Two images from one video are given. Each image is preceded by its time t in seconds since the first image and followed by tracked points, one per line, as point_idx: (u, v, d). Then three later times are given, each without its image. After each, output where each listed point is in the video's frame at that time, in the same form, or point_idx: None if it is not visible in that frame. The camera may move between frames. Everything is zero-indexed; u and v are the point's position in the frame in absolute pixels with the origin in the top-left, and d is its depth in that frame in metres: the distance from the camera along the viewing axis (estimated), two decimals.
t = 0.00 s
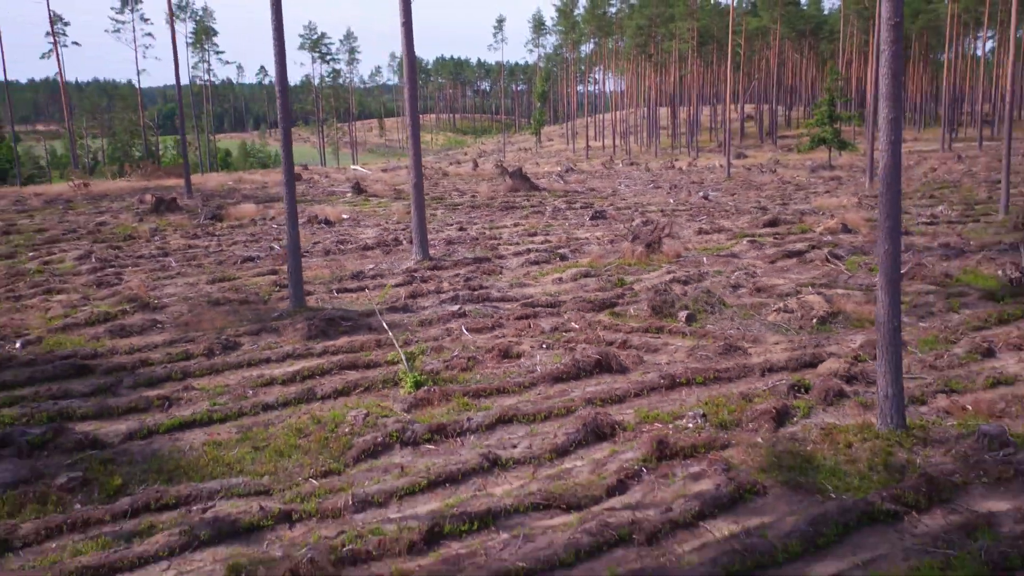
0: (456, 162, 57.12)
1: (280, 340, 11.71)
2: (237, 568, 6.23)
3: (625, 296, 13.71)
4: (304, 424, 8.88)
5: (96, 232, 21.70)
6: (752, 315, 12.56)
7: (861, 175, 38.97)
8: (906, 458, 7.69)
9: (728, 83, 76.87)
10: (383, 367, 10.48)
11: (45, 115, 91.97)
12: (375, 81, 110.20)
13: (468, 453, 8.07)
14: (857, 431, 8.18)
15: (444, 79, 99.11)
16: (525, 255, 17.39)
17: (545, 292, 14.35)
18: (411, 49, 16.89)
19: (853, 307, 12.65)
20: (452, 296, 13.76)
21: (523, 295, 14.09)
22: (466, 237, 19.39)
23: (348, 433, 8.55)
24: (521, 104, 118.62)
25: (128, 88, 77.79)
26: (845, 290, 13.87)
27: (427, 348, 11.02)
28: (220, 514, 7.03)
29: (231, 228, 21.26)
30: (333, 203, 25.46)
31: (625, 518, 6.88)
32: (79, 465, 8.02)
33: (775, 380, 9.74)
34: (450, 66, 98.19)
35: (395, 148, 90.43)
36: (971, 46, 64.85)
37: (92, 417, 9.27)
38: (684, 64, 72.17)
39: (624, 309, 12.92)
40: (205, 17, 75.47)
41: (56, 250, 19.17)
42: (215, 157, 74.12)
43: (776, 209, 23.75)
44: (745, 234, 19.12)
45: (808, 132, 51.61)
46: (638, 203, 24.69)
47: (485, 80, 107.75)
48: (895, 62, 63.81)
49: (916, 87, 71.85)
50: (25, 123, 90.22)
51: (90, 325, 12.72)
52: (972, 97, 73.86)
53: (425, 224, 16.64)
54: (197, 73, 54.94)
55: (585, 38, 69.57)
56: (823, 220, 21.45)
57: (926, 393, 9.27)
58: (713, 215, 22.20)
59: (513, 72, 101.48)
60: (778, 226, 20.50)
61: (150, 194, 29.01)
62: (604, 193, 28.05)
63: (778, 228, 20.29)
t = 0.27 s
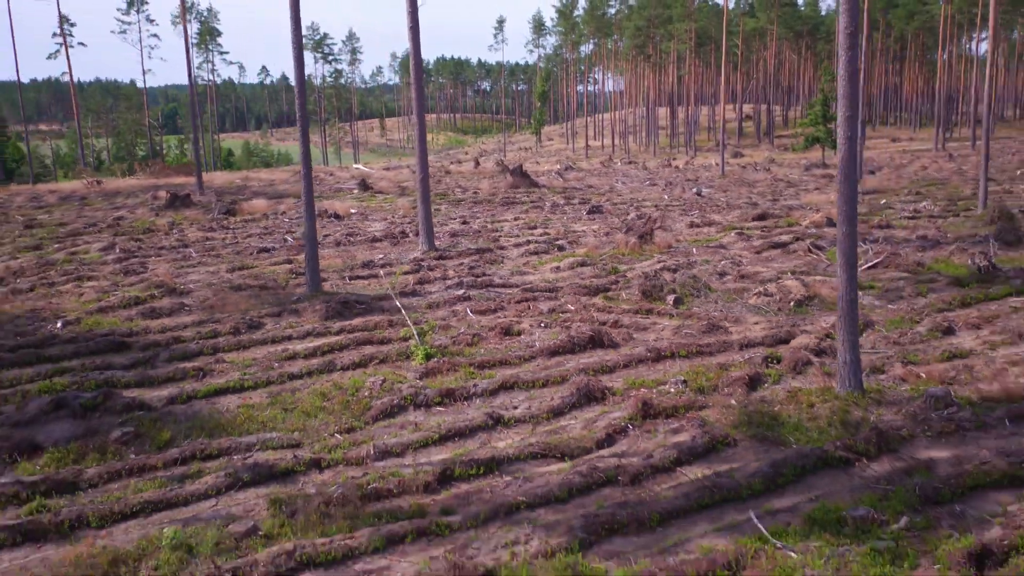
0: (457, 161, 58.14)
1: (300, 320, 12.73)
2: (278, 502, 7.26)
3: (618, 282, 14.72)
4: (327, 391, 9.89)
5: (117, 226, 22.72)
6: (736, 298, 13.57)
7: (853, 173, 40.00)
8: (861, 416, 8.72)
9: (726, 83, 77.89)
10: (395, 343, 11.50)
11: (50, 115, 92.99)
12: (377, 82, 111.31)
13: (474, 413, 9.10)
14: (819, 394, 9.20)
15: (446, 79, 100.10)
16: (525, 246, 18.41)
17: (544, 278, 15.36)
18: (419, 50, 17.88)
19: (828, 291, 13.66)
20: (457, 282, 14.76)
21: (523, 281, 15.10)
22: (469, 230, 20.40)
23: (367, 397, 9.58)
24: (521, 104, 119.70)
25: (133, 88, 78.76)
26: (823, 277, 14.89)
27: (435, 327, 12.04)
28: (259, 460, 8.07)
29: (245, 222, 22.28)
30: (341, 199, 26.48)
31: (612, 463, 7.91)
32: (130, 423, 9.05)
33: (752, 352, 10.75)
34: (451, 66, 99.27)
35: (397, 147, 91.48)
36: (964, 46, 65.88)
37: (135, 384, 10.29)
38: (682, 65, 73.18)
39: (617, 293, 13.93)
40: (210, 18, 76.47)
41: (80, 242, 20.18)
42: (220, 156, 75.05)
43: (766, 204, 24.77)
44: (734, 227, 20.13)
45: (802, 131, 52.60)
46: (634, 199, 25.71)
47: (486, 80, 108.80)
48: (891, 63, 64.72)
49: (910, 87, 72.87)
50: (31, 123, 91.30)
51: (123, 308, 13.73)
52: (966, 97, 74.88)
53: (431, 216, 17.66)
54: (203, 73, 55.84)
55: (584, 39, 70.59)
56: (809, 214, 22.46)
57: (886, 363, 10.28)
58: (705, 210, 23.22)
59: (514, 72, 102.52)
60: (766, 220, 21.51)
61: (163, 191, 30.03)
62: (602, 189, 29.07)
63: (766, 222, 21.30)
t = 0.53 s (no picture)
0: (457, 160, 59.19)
1: (316, 301, 13.83)
2: (309, 447, 8.38)
3: (611, 269, 15.79)
4: (345, 360, 10.99)
5: (135, 219, 23.79)
6: (719, 282, 14.67)
7: (843, 170, 41.09)
8: (821, 378, 9.83)
9: (723, 83, 78.89)
10: (405, 320, 12.61)
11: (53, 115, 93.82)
12: (378, 82, 112.43)
13: (479, 378, 10.20)
14: (786, 361, 10.33)
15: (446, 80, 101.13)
16: (524, 237, 19.51)
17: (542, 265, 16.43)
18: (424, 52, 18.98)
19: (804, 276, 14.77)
20: (461, 269, 15.85)
21: (522, 268, 16.19)
22: (471, 223, 21.47)
23: (382, 365, 10.69)
24: (520, 104, 120.83)
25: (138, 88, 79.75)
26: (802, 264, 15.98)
27: (441, 307, 13.14)
28: (290, 415, 9.19)
29: (258, 215, 23.36)
30: (348, 195, 27.57)
31: (600, 417, 9.02)
32: (172, 387, 10.16)
33: (730, 327, 11.87)
34: (451, 66, 100.31)
35: (397, 147, 92.64)
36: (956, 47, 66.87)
37: (172, 355, 11.39)
38: (679, 65, 74.18)
39: (609, 278, 15.03)
40: (213, 19, 77.40)
41: (102, 235, 21.26)
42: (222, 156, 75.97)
43: (754, 199, 25.85)
44: (722, 221, 21.23)
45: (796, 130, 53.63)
46: (628, 194, 26.80)
47: (486, 81, 109.80)
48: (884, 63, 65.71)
49: (904, 88, 73.94)
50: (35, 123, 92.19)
51: (152, 291, 14.84)
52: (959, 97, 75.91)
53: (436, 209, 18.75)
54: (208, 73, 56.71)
55: (583, 40, 71.62)
56: (794, 208, 23.55)
57: (851, 337, 11.38)
58: (696, 205, 24.32)
59: (513, 72, 103.61)
60: (753, 214, 22.60)
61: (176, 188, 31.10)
62: (598, 186, 30.16)
63: (753, 216, 22.40)
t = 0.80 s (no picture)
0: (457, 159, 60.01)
1: (328, 287, 14.75)
2: (329, 410, 9.32)
3: (605, 258, 16.73)
4: (358, 339, 11.93)
5: (149, 214, 24.70)
6: (706, 270, 15.61)
7: (835, 168, 42.00)
8: (794, 352, 10.77)
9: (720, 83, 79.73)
10: (412, 304, 13.54)
11: (56, 114, 94.49)
12: (378, 82, 113.29)
13: (481, 353, 11.14)
14: (762, 337, 11.27)
15: (446, 79, 101.98)
16: (524, 230, 20.44)
17: (540, 255, 17.37)
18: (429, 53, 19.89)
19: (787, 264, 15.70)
20: (464, 258, 16.79)
21: (522, 257, 17.12)
22: (472, 217, 22.41)
23: (392, 342, 11.63)
24: (520, 103, 121.65)
25: (141, 88, 80.56)
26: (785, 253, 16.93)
27: (445, 292, 14.08)
28: (309, 383, 10.13)
29: (268, 210, 24.28)
30: (353, 191, 28.48)
31: (591, 386, 9.96)
32: (201, 361, 11.09)
33: (713, 309, 12.82)
34: (451, 66, 101.12)
35: (398, 146, 93.50)
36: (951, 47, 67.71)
37: (197, 333, 12.32)
38: (677, 65, 74.95)
39: (603, 266, 15.96)
40: (217, 20, 78.19)
41: (119, 228, 22.16)
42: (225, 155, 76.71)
43: (746, 195, 26.79)
44: (713, 215, 22.16)
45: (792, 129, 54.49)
46: (625, 190, 27.71)
47: (485, 80, 110.52)
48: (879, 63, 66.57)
49: (899, 88, 74.77)
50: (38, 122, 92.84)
51: (173, 279, 15.76)
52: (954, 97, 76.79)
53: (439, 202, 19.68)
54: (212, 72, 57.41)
55: (582, 40, 72.41)
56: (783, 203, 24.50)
57: (824, 317, 12.32)
58: (689, 200, 25.25)
59: (513, 72, 104.42)
60: (743, 209, 23.53)
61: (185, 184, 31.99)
62: (596, 182, 31.08)
63: (743, 210, 23.34)
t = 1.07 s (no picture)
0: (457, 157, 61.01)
1: (341, 272, 15.88)
2: (349, 374, 10.46)
3: (599, 246, 17.86)
4: (370, 316, 13.05)
5: (164, 208, 25.79)
6: (693, 257, 16.74)
7: (827, 166, 43.06)
8: (767, 325, 11.90)
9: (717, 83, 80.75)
10: (419, 286, 14.66)
11: (60, 113, 95.35)
12: (379, 82, 114.22)
13: (483, 327, 12.27)
14: (738, 313, 12.43)
15: (446, 79, 102.95)
16: (523, 222, 21.57)
17: (539, 244, 18.49)
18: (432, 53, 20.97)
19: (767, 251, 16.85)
20: (467, 246, 17.93)
21: (520, 245, 18.24)
22: (474, 210, 23.53)
23: (402, 319, 12.76)
24: (520, 103, 122.61)
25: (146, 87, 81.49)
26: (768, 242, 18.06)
27: (449, 276, 15.21)
28: (329, 352, 11.25)
29: (278, 204, 25.37)
30: (358, 187, 29.57)
31: (583, 354, 11.09)
32: (229, 334, 12.22)
33: (695, 290, 13.97)
34: (451, 66, 102.09)
35: (399, 145, 94.51)
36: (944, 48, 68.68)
37: (224, 311, 13.45)
38: (674, 65, 75.92)
39: (597, 254, 17.09)
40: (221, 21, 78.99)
41: (138, 221, 23.23)
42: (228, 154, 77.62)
43: (737, 190, 27.90)
44: (703, 208, 23.30)
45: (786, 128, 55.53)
46: (620, 186, 28.82)
47: (485, 80, 111.41)
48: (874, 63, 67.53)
49: (893, 88, 75.80)
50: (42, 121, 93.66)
51: (196, 265, 16.88)
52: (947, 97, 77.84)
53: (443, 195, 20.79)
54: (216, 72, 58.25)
55: (581, 40, 73.39)
56: (771, 198, 25.62)
57: (797, 297, 13.45)
58: (681, 195, 26.37)
59: (513, 72, 105.37)
60: (732, 203, 24.66)
61: (195, 181, 33.05)
62: (593, 179, 32.18)
63: (732, 204, 24.45)
